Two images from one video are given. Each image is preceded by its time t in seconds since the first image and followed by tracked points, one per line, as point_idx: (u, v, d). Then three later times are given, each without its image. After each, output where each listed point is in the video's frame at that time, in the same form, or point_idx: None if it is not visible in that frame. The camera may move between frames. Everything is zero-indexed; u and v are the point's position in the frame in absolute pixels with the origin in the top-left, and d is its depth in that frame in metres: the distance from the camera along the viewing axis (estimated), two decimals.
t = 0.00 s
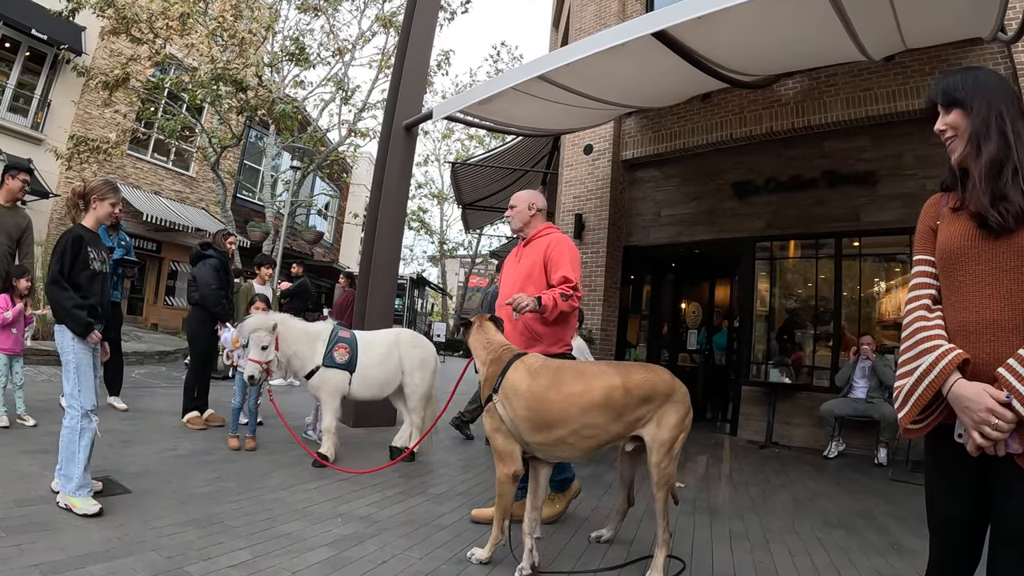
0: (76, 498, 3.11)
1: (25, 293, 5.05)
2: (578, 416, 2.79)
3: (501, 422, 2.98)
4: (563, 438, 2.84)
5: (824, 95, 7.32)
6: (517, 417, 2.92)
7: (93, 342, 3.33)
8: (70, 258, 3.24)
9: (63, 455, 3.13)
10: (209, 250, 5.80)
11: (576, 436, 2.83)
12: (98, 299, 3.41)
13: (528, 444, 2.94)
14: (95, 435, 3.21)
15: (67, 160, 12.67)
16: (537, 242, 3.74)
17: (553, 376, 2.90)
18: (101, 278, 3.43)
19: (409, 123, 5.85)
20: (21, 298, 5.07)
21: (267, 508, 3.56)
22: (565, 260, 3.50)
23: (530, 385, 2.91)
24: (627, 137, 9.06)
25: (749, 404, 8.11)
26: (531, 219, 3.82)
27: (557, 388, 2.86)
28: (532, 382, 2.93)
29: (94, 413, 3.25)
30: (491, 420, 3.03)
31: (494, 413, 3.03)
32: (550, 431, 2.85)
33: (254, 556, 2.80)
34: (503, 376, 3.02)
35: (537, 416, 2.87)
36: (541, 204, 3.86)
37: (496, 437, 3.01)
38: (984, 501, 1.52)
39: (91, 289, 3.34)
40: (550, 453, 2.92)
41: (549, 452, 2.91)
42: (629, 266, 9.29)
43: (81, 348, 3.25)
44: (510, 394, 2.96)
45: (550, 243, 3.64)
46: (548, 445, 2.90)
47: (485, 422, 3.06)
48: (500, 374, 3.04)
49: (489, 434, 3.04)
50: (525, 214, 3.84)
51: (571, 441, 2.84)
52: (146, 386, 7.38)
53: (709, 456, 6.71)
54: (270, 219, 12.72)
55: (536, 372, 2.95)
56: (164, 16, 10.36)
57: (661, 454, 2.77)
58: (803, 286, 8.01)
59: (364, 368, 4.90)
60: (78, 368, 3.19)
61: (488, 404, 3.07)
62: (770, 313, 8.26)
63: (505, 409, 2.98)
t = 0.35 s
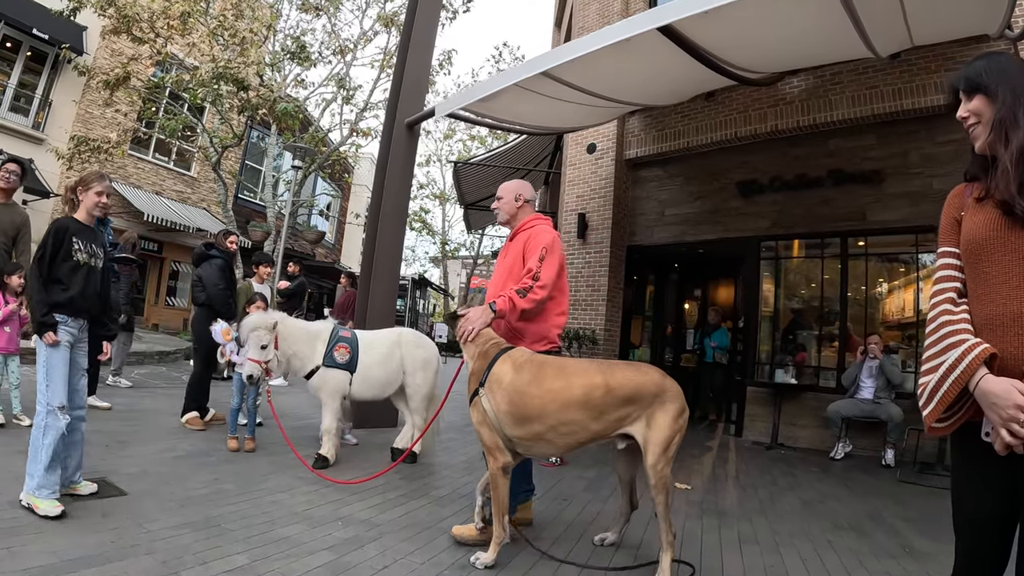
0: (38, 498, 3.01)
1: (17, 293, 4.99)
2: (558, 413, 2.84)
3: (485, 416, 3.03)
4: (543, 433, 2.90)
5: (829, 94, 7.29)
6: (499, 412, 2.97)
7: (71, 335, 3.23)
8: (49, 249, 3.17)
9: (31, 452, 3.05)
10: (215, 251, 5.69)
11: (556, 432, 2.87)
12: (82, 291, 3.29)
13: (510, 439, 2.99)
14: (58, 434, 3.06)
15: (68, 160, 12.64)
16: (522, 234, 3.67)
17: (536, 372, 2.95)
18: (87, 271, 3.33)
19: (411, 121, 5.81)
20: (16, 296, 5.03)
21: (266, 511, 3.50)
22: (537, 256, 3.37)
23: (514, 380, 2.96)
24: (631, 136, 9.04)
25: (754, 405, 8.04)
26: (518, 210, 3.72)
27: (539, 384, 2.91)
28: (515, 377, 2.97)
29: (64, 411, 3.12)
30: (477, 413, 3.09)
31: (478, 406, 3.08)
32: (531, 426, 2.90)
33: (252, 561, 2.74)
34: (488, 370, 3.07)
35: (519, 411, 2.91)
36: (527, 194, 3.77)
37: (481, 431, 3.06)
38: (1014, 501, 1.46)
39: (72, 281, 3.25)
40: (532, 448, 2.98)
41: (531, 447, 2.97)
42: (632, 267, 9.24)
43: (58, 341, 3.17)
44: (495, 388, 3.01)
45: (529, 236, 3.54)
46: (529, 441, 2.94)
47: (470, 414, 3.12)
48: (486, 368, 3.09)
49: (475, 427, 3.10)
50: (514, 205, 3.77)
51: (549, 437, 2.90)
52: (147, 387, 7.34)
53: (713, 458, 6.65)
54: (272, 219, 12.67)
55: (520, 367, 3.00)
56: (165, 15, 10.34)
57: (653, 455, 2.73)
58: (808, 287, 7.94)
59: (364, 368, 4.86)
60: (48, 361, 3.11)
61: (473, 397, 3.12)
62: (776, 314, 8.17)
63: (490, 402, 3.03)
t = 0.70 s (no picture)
0: None
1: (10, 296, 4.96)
2: (549, 412, 2.75)
3: (475, 416, 2.90)
4: (533, 434, 2.80)
5: (840, 89, 7.16)
6: (490, 410, 2.87)
7: (28, 337, 3.18)
8: None
9: None
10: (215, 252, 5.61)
11: (546, 431, 2.78)
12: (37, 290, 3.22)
13: (500, 439, 2.87)
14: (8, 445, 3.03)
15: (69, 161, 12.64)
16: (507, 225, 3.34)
17: (527, 369, 2.86)
18: (37, 266, 3.24)
19: (413, 117, 5.71)
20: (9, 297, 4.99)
21: (255, 523, 3.51)
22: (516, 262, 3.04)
23: (506, 377, 2.87)
24: (637, 134, 8.92)
25: (765, 407, 7.90)
26: (508, 195, 3.43)
27: (531, 382, 2.82)
28: (508, 373, 2.88)
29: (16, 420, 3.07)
30: (465, 414, 2.94)
31: (468, 405, 2.94)
32: (520, 425, 2.81)
33: None
34: (480, 367, 2.96)
35: (511, 409, 2.82)
36: (516, 178, 3.41)
37: (469, 432, 2.91)
38: None
39: (25, 279, 3.18)
40: (522, 450, 2.87)
41: (521, 449, 2.86)
42: (640, 266, 9.15)
43: (10, 345, 3.11)
44: (486, 385, 2.90)
45: (510, 232, 3.19)
46: (520, 442, 2.84)
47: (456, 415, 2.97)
48: (477, 365, 2.97)
49: (462, 428, 2.96)
50: (501, 192, 3.44)
51: (538, 437, 2.80)
52: (148, 389, 7.31)
53: (714, 463, 6.59)
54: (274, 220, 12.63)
55: (513, 364, 2.91)
56: (165, 14, 10.29)
57: (655, 460, 2.61)
58: (819, 288, 7.83)
59: (361, 371, 4.75)
60: None
61: (462, 396, 2.97)
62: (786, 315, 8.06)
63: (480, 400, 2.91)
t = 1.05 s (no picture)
0: None
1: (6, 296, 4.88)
2: (547, 425, 2.67)
3: (468, 428, 2.72)
4: (529, 448, 2.72)
5: (854, 84, 7.06)
6: (487, 423, 2.71)
7: (3, 339, 3.18)
8: None
9: None
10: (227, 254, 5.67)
11: (544, 445, 2.71)
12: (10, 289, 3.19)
13: (494, 454, 2.74)
14: None
15: (79, 163, 12.72)
16: (502, 219, 3.18)
17: (524, 380, 2.75)
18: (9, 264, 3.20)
19: (420, 115, 5.64)
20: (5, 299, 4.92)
21: (257, 530, 3.55)
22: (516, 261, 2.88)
23: (502, 389, 2.73)
24: (648, 131, 8.82)
25: (780, 408, 7.80)
26: (505, 185, 3.29)
27: (527, 393, 2.72)
28: (505, 384, 2.74)
29: None
30: (454, 424, 2.74)
31: (461, 414, 2.73)
32: (516, 440, 2.71)
33: None
34: (479, 377, 2.78)
35: (507, 422, 2.70)
36: (513, 168, 3.26)
37: (459, 444, 2.71)
38: None
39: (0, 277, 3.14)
40: (514, 464, 2.76)
41: (514, 463, 2.76)
42: (652, 266, 9.03)
43: None
44: (481, 396, 2.74)
45: (507, 227, 3.03)
46: (515, 456, 2.73)
47: (442, 425, 2.76)
48: (474, 374, 2.79)
49: (449, 440, 2.73)
50: (497, 183, 3.29)
51: (536, 452, 2.73)
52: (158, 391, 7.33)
53: (723, 466, 6.55)
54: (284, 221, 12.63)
55: (509, 374, 2.78)
56: (174, 15, 10.31)
57: (660, 467, 2.59)
58: (833, 286, 7.70)
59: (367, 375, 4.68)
60: None
61: (455, 404, 2.76)
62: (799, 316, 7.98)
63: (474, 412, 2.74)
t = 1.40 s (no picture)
0: None
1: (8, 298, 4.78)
2: (571, 421, 2.69)
3: (498, 432, 2.61)
4: (552, 448, 2.70)
5: (870, 82, 7.01)
6: (519, 425, 2.64)
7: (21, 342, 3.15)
8: None
9: None
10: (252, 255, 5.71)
11: (565, 444, 2.71)
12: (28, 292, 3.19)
13: (518, 458, 2.67)
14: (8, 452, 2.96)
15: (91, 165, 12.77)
16: (509, 215, 3.15)
17: (547, 378, 2.77)
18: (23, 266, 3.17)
19: (435, 115, 5.61)
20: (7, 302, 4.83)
21: (274, 533, 3.54)
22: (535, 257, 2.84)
23: (530, 386, 2.72)
24: (663, 130, 8.80)
25: (796, 409, 7.74)
26: (509, 182, 3.28)
27: (552, 390, 2.73)
28: (533, 382, 2.73)
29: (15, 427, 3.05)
30: (483, 431, 2.60)
31: (495, 418, 2.62)
32: (540, 440, 2.68)
33: None
34: (508, 379, 2.70)
35: (534, 420, 2.66)
36: (518, 165, 3.24)
37: (486, 452, 2.58)
38: None
39: (18, 282, 3.13)
40: (533, 468, 2.72)
41: (533, 466, 2.71)
42: (665, 265, 9.05)
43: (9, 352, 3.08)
44: (511, 395, 2.68)
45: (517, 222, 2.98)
46: (536, 457, 2.69)
47: (468, 431, 2.61)
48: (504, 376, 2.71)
49: (475, 447, 2.59)
50: (502, 180, 3.27)
51: (557, 452, 2.71)
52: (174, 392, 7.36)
53: (739, 468, 6.51)
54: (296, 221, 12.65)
55: (534, 372, 2.79)
56: (186, 16, 10.34)
57: (659, 463, 2.65)
58: (849, 286, 7.65)
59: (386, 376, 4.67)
60: None
61: (488, 409, 2.62)
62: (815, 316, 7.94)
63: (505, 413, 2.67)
